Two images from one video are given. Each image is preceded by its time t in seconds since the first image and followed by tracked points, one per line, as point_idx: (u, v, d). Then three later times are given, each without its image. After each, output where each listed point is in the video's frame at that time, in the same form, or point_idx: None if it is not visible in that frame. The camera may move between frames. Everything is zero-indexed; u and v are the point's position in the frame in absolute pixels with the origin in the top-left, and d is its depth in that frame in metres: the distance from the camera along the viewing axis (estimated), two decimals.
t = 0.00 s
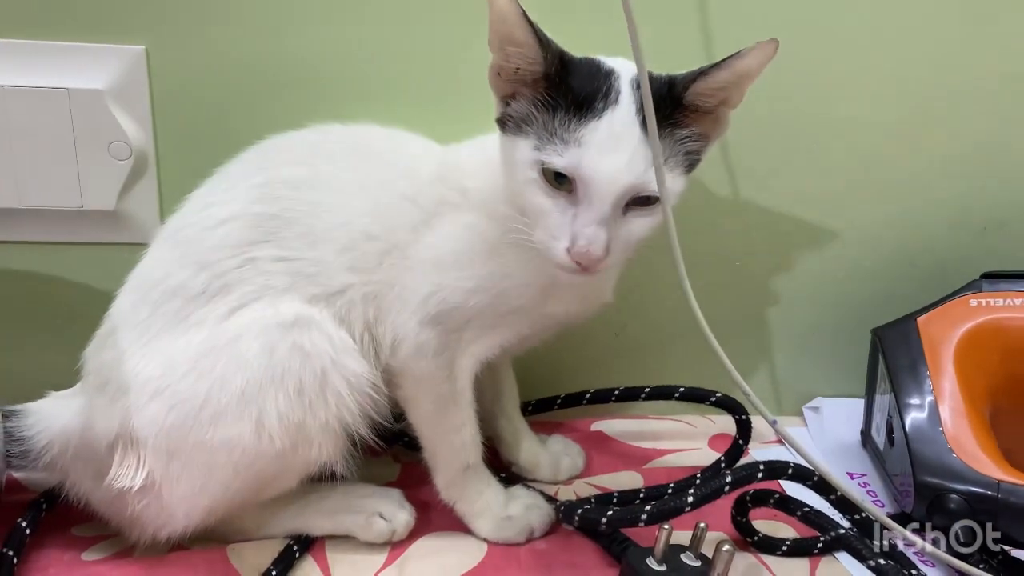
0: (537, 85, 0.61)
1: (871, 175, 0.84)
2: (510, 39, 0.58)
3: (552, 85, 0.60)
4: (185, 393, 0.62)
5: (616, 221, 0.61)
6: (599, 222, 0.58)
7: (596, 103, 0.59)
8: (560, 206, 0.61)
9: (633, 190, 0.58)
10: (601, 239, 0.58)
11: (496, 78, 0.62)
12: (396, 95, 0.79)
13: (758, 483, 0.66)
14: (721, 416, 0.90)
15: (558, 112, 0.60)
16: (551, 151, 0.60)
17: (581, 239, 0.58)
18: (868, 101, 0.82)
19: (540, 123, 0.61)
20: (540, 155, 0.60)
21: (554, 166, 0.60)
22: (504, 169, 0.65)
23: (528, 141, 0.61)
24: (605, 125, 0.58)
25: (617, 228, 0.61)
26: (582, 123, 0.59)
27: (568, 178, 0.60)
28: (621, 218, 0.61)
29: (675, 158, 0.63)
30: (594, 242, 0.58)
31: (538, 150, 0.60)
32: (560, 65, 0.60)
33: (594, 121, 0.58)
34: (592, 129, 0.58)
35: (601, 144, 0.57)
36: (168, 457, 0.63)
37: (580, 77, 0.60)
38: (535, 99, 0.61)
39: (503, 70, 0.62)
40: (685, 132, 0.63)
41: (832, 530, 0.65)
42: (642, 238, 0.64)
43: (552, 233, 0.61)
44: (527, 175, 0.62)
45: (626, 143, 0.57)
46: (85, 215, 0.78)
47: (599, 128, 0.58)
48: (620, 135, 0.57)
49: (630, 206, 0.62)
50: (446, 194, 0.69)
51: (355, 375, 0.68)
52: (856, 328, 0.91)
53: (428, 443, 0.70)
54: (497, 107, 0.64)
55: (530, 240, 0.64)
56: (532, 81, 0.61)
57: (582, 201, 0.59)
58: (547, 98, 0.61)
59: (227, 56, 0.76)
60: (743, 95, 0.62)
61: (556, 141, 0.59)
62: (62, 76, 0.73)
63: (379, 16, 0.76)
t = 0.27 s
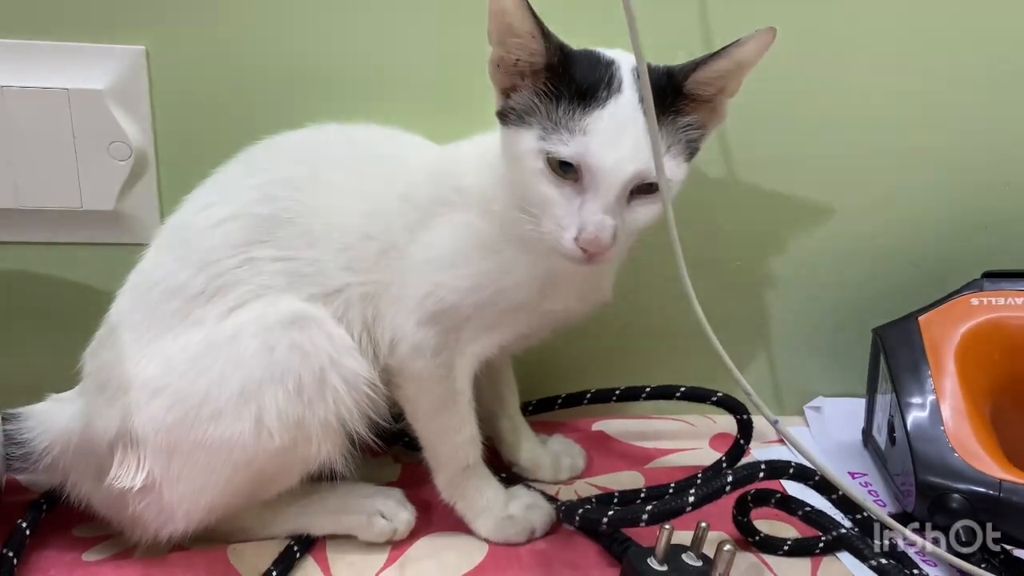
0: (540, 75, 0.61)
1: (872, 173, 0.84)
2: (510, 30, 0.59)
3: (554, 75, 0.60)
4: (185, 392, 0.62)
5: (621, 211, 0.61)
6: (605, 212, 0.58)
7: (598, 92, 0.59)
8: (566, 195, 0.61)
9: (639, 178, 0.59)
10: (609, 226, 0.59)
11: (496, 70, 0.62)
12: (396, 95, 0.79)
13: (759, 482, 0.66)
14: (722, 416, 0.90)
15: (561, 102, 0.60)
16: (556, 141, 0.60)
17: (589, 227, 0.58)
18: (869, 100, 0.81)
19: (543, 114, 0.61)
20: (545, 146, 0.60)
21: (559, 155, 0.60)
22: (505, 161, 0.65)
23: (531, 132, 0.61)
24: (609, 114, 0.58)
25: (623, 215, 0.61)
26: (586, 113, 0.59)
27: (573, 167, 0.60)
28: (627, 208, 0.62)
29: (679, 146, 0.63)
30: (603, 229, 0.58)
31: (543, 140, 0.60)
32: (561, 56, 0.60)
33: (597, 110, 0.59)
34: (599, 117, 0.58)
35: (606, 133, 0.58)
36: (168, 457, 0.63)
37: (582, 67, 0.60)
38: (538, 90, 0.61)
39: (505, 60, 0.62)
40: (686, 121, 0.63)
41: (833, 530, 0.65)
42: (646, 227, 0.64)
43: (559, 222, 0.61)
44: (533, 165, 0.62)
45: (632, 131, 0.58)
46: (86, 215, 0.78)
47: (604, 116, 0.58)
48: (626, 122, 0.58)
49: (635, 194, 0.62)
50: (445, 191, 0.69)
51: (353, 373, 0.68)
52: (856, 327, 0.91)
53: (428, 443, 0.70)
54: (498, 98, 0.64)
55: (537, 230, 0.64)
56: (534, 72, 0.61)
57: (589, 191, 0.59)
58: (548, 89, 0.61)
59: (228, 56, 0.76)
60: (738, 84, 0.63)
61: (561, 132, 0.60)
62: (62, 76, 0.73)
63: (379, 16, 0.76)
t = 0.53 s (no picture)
0: (554, 53, 0.64)
1: (864, 174, 0.85)
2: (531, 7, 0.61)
3: (574, 50, 0.63)
4: (180, 392, 0.63)
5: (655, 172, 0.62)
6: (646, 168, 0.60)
7: (618, 63, 0.63)
8: (599, 159, 0.62)
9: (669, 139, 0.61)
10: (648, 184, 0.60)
11: (513, 52, 0.64)
12: (391, 96, 0.80)
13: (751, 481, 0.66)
14: (716, 415, 0.91)
15: (584, 73, 0.63)
16: (586, 107, 0.62)
17: (630, 185, 0.59)
18: (860, 101, 0.82)
19: (566, 86, 0.63)
20: (574, 116, 0.62)
21: (589, 124, 0.61)
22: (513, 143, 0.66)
23: (555, 105, 0.63)
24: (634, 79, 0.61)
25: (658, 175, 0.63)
26: (611, 80, 0.62)
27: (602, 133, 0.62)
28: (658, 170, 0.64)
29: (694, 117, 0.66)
30: (643, 187, 0.59)
31: (571, 110, 0.62)
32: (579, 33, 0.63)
33: (621, 77, 0.62)
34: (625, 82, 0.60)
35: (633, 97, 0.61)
36: (164, 457, 0.63)
37: (596, 45, 0.64)
38: (557, 66, 0.64)
39: (516, 43, 0.64)
40: (696, 95, 0.66)
41: (825, 527, 0.65)
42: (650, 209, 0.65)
43: (596, 187, 0.61)
44: (562, 134, 0.62)
45: (657, 95, 0.61)
46: (83, 217, 0.79)
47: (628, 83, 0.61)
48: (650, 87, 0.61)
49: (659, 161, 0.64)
50: (441, 190, 0.70)
51: (348, 374, 0.68)
52: (850, 326, 0.92)
53: (423, 442, 0.70)
54: (512, 82, 0.65)
55: (569, 199, 0.64)
56: (553, 51, 0.64)
57: (623, 154, 0.61)
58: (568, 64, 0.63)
59: (224, 58, 0.77)
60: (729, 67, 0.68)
61: (589, 99, 0.62)
62: (59, 79, 0.74)
63: (375, 17, 0.76)
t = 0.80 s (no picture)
0: (554, 35, 0.65)
1: (863, 177, 0.85)
2: None
3: (570, 29, 0.64)
4: (180, 397, 0.63)
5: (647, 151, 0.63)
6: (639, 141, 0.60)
7: (612, 45, 0.64)
8: (591, 138, 0.62)
9: (660, 118, 0.63)
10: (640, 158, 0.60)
11: (510, 43, 0.65)
12: (392, 100, 0.80)
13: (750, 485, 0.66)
14: (716, 420, 0.91)
15: (579, 54, 0.64)
16: (581, 85, 0.63)
17: (620, 160, 0.60)
18: (859, 105, 0.82)
19: (561, 68, 0.65)
20: (566, 93, 0.63)
21: (582, 99, 0.63)
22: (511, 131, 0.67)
23: (549, 86, 0.64)
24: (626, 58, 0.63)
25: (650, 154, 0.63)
26: (605, 60, 0.64)
27: (595, 111, 0.63)
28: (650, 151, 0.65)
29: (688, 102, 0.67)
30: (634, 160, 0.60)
31: (565, 88, 0.63)
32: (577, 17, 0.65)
33: (615, 57, 0.64)
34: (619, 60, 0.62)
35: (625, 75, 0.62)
36: (164, 462, 0.63)
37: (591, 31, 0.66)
38: (552, 47, 0.65)
39: (516, 35, 0.65)
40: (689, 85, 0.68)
41: (824, 532, 0.66)
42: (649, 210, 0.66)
43: (588, 162, 0.61)
44: (555, 112, 0.63)
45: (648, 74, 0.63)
46: (83, 222, 0.79)
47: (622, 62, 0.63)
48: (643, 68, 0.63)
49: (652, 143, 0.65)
50: (440, 194, 0.70)
51: (347, 379, 0.68)
52: (849, 330, 0.92)
53: (422, 446, 0.70)
54: (509, 69, 0.66)
55: (558, 177, 0.64)
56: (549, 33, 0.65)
57: (615, 130, 0.62)
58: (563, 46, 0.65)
59: (225, 63, 0.77)
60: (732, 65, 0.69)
61: (583, 76, 0.63)
62: (59, 84, 0.74)
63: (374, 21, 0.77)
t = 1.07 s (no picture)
0: (547, 16, 0.66)
1: (855, 182, 0.86)
2: None
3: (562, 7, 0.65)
4: (177, 398, 0.63)
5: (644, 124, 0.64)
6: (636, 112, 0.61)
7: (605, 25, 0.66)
8: (589, 111, 0.63)
9: (654, 92, 0.64)
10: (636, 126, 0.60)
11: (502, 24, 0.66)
12: (388, 105, 0.81)
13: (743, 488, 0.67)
14: (711, 423, 0.91)
15: (573, 31, 0.65)
16: (576, 60, 0.64)
17: (618, 130, 0.60)
18: (851, 111, 0.83)
19: (556, 46, 0.66)
20: (561, 67, 0.64)
21: (577, 73, 0.64)
22: (508, 115, 0.68)
23: (544, 64, 0.65)
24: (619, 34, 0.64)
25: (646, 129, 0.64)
26: (598, 37, 0.65)
27: (591, 86, 0.64)
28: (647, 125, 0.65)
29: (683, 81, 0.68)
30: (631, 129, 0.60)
31: (560, 65, 0.64)
32: None
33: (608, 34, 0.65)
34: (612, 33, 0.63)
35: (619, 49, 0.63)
36: (162, 464, 0.63)
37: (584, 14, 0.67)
38: (546, 25, 0.66)
39: (509, 19, 0.66)
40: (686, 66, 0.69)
41: (816, 534, 0.66)
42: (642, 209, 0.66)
43: (585, 134, 0.62)
44: (551, 87, 0.64)
45: (642, 49, 0.64)
46: (81, 226, 0.79)
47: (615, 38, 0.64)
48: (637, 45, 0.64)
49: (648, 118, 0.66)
50: (433, 195, 0.70)
51: (344, 378, 0.69)
52: (841, 333, 0.92)
53: (417, 447, 0.71)
54: (503, 49, 0.67)
55: (556, 153, 0.64)
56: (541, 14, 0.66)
57: (611, 103, 0.63)
58: (556, 25, 0.66)
59: (223, 69, 0.78)
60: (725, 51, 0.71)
61: (577, 51, 0.64)
62: (57, 90, 0.75)
63: (370, 24, 0.77)
